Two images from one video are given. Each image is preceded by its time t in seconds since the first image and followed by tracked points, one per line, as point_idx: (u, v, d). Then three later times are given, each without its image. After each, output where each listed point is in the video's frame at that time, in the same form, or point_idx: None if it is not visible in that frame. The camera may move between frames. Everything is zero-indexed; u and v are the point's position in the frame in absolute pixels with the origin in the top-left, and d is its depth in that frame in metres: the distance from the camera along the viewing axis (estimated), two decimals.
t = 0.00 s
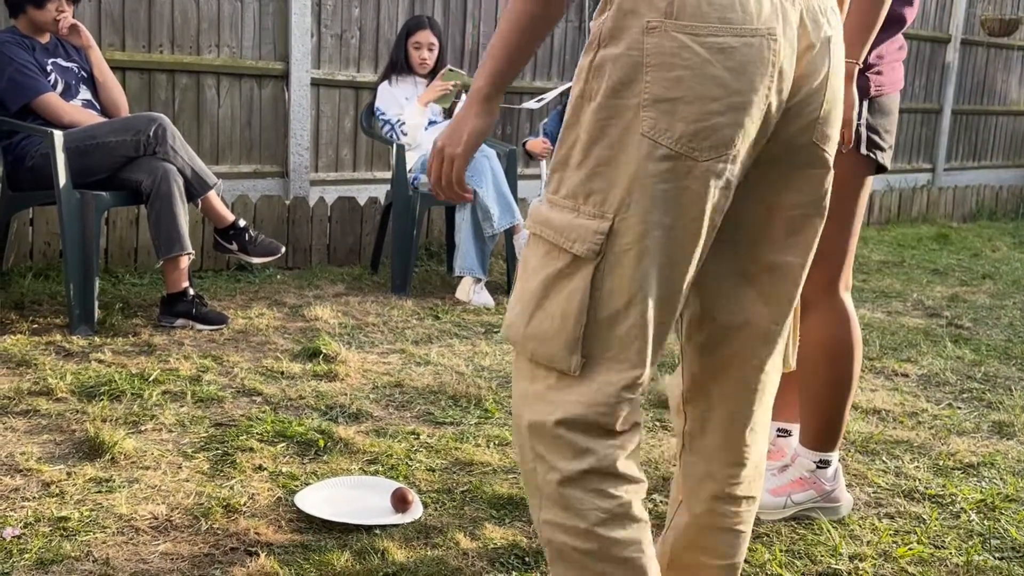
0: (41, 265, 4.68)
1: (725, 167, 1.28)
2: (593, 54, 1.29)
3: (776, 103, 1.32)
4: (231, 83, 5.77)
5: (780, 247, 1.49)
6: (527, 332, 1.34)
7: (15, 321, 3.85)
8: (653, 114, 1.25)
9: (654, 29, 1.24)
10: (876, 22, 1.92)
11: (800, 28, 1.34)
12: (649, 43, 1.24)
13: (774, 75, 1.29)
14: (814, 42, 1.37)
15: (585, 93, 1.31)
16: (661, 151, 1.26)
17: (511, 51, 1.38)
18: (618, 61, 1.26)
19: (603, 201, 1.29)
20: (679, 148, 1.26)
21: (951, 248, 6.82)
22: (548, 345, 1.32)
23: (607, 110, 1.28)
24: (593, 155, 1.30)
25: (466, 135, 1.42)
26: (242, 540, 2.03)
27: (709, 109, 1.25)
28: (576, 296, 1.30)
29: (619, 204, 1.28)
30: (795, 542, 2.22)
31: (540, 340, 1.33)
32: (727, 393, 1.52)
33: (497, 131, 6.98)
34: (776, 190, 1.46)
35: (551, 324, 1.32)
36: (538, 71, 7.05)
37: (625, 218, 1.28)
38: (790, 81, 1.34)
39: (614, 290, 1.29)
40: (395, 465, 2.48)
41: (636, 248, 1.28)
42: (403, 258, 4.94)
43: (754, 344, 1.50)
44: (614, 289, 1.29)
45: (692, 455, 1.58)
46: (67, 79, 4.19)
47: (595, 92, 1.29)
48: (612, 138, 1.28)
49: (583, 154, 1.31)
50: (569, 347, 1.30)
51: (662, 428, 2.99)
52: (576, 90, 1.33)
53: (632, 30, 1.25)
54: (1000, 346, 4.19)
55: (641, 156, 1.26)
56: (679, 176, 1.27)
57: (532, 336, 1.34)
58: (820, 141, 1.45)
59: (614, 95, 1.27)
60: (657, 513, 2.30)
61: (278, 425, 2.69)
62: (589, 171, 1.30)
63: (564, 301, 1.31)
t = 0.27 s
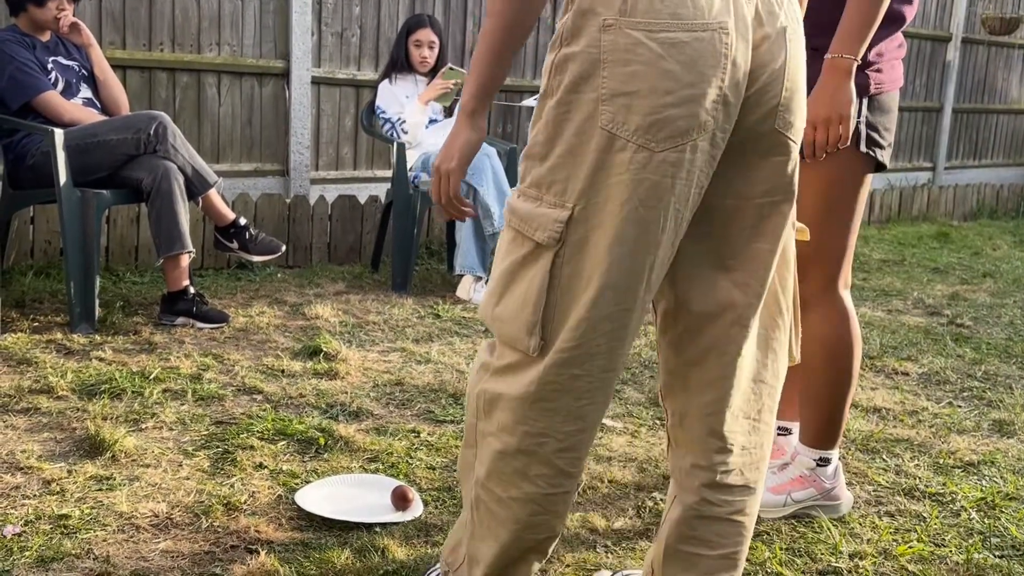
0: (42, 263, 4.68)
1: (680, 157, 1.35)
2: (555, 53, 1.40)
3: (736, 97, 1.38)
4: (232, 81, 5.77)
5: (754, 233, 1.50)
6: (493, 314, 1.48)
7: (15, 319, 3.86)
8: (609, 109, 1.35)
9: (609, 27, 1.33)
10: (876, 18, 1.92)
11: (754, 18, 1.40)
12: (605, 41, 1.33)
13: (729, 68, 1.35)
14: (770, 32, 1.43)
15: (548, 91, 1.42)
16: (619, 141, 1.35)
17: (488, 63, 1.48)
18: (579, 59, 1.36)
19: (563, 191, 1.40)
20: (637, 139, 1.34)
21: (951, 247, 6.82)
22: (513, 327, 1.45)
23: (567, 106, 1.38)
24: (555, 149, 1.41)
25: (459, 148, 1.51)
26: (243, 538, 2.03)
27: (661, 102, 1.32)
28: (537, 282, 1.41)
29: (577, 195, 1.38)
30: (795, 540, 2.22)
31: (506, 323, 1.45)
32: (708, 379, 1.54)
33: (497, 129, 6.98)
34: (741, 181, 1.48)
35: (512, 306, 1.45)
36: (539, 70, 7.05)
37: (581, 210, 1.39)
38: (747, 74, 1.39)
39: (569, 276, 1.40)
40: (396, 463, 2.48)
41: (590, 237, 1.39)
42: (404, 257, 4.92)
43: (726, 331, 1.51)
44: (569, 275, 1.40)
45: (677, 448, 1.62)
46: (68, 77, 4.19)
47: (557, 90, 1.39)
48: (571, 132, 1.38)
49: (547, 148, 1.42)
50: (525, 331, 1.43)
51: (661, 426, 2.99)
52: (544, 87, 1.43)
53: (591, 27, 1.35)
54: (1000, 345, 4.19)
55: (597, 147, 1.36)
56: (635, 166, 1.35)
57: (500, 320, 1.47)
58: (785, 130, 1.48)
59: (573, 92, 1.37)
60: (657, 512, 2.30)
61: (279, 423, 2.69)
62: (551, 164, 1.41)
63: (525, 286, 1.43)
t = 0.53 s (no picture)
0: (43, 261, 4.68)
1: (624, 151, 1.36)
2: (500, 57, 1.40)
3: (676, 90, 1.38)
4: (232, 79, 5.77)
5: (706, 229, 1.52)
6: (466, 325, 1.47)
7: (16, 317, 3.86)
8: (551, 109, 1.35)
9: (545, 29, 1.34)
10: (876, 17, 1.93)
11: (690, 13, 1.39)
12: (542, 42, 1.34)
13: (667, 62, 1.35)
14: (708, 25, 1.41)
15: (496, 95, 1.42)
16: (561, 140, 1.35)
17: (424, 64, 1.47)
18: (519, 61, 1.36)
19: (516, 195, 1.40)
20: (579, 137, 1.34)
21: (952, 245, 6.82)
22: (479, 333, 1.44)
23: (514, 108, 1.39)
24: (506, 152, 1.41)
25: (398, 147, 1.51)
26: (243, 536, 2.03)
27: (599, 99, 1.32)
28: (498, 285, 1.41)
29: (528, 196, 1.38)
30: (795, 538, 2.22)
31: (474, 329, 1.45)
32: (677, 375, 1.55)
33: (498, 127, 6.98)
34: (692, 176, 1.49)
35: (481, 313, 1.44)
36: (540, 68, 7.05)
37: (534, 211, 1.38)
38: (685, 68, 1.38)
39: (525, 278, 1.39)
40: (396, 461, 2.48)
41: (541, 236, 1.38)
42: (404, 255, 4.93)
43: (686, 327, 1.53)
44: (526, 277, 1.39)
45: (647, 441, 1.61)
46: (69, 75, 4.19)
47: (502, 94, 1.40)
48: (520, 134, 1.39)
49: (499, 152, 1.42)
50: (492, 339, 1.42)
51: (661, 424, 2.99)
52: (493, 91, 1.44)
53: (528, 30, 1.35)
54: (1000, 343, 4.19)
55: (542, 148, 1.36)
56: (581, 163, 1.35)
57: (468, 326, 1.46)
58: (729, 122, 1.47)
59: (517, 95, 1.38)
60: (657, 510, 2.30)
61: (279, 421, 2.70)
62: (504, 168, 1.41)
63: (490, 293, 1.43)
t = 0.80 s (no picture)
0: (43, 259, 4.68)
1: (594, 145, 1.36)
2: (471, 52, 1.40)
3: (647, 83, 1.38)
4: (233, 77, 5.76)
5: (683, 226, 1.50)
6: (441, 321, 1.47)
7: (17, 315, 3.86)
8: (520, 103, 1.35)
9: (515, 23, 1.33)
10: (876, 16, 1.94)
11: (661, 6, 1.39)
12: (512, 37, 1.34)
13: (637, 54, 1.35)
14: (680, 19, 1.41)
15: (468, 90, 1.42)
16: (531, 134, 1.35)
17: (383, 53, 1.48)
18: (490, 55, 1.36)
19: (486, 189, 1.40)
20: (548, 131, 1.34)
21: (953, 243, 6.82)
22: (453, 331, 1.44)
23: (485, 102, 1.39)
24: (477, 148, 1.41)
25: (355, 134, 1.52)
26: (243, 534, 2.04)
27: (569, 92, 1.32)
28: (470, 282, 1.41)
29: (497, 191, 1.38)
30: (796, 536, 2.22)
31: (449, 327, 1.45)
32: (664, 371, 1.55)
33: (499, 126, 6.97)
34: (669, 171, 1.49)
35: (454, 309, 1.44)
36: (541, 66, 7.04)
37: (502, 205, 1.38)
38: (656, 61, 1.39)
39: (497, 273, 1.39)
40: (397, 459, 2.48)
41: (509, 231, 1.37)
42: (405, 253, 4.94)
43: (668, 325, 1.53)
44: (497, 272, 1.39)
45: (632, 436, 1.62)
46: (69, 72, 4.19)
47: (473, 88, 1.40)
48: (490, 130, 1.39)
49: (471, 147, 1.42)
50: (463, 336, 1.42)
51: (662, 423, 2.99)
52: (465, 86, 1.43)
53: (498, 25, 1.35)
54: (1001, 341, 4.19)
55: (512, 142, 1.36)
56: (551, 157, 1.35)
57: (445, 323, 1.46)
58: (703, 115, 1.47)
59: (487, 90, 1.38)
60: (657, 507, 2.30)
61: (279, 419, 2.70)
62: (475, 163, 1.41)
63: (462, 289, 1.43)
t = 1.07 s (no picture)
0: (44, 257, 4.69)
1: (601, 146, 1.35)
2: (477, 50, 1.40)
3: (654, 83, 1.37)
4: (234, 76, 5.77)
5: (686, 223, 1.50)
6: (444, 319, 1.48)
7: (18, 313, 3.86)
8: (527, 103, 1.34)
9: (522, 23, 1.33)
10: (877, 15, 1.94)
11: (669, 4, 1.38)
12: (519, 36, 1.33)
13: (644, 55, 1.35)
14: (688, 17, 1.40)
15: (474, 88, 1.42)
16: (539, 134, 1.35)
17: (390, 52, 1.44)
18: (496, 55, 1.36)
19: (491, 189, 1.40)
20: (555, 132, 1.34)
21: (954, 242, 6.82)
22: (457, 329, 1.44)
23: (491, 102, 1.38)
24: (481, 147, 1.41)
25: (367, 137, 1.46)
26: (245, 532, 2.04)
27: (576, 93, 1.32)
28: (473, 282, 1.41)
29: (501, 191, 1.38)
30: (797, 534, 2.22)
31: (452, 326, 1.46)
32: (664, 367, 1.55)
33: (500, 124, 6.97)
34: (676, 170, 1.49)
35: (456, 308, 1.44)
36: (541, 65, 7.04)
37: (507, 205, 1.38)
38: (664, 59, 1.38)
39: (501, 273, 1.39)
40: (398, 457, 2.48)
41: (514, 232, 1.37)
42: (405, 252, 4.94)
43: (671, 322, 1.53)
44: (501, 273, 1.39)
45: (634, 433, 1.62)
46: (71, 71, 4.19)
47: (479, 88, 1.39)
48: (495, 129, 1.39)
49: (476, 147, 1.42)
50: (464, 334, 1.42)
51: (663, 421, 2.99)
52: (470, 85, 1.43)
53: (504, 25, 1.35)
54: (1002, 339, 4.19)
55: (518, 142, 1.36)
56: (558, 158, 1.35)
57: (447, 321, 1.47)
58: (711, 115, 1.46)
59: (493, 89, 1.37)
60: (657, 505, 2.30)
61: (281, 417, 2.70)
62: (480, 163, 1.41)
63: (464, 287, 1.43)
